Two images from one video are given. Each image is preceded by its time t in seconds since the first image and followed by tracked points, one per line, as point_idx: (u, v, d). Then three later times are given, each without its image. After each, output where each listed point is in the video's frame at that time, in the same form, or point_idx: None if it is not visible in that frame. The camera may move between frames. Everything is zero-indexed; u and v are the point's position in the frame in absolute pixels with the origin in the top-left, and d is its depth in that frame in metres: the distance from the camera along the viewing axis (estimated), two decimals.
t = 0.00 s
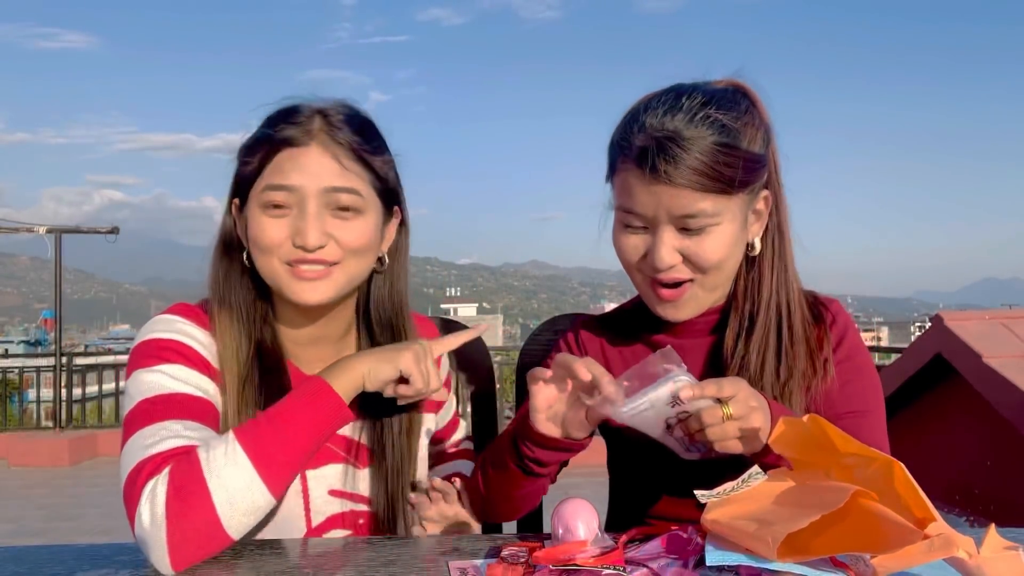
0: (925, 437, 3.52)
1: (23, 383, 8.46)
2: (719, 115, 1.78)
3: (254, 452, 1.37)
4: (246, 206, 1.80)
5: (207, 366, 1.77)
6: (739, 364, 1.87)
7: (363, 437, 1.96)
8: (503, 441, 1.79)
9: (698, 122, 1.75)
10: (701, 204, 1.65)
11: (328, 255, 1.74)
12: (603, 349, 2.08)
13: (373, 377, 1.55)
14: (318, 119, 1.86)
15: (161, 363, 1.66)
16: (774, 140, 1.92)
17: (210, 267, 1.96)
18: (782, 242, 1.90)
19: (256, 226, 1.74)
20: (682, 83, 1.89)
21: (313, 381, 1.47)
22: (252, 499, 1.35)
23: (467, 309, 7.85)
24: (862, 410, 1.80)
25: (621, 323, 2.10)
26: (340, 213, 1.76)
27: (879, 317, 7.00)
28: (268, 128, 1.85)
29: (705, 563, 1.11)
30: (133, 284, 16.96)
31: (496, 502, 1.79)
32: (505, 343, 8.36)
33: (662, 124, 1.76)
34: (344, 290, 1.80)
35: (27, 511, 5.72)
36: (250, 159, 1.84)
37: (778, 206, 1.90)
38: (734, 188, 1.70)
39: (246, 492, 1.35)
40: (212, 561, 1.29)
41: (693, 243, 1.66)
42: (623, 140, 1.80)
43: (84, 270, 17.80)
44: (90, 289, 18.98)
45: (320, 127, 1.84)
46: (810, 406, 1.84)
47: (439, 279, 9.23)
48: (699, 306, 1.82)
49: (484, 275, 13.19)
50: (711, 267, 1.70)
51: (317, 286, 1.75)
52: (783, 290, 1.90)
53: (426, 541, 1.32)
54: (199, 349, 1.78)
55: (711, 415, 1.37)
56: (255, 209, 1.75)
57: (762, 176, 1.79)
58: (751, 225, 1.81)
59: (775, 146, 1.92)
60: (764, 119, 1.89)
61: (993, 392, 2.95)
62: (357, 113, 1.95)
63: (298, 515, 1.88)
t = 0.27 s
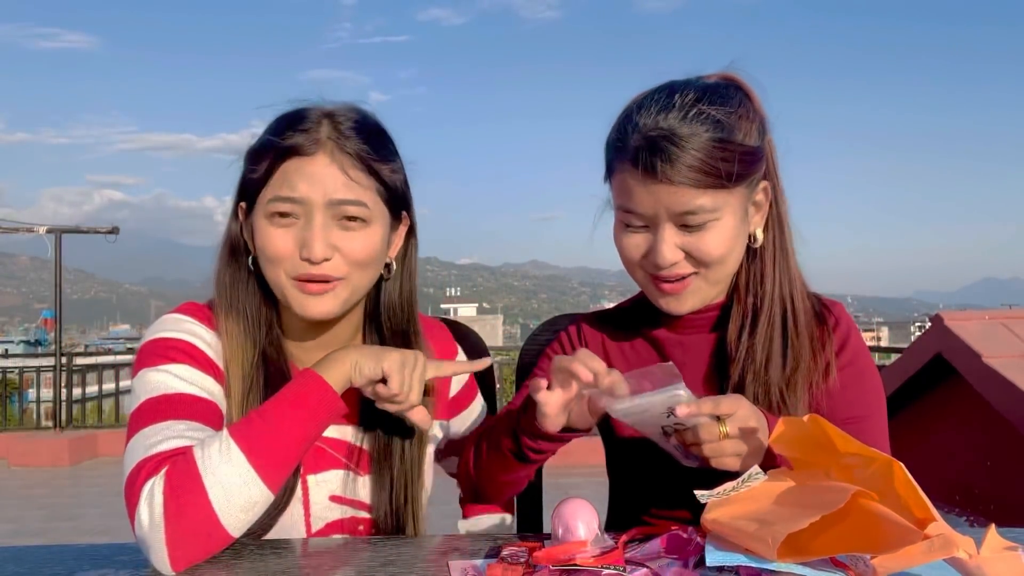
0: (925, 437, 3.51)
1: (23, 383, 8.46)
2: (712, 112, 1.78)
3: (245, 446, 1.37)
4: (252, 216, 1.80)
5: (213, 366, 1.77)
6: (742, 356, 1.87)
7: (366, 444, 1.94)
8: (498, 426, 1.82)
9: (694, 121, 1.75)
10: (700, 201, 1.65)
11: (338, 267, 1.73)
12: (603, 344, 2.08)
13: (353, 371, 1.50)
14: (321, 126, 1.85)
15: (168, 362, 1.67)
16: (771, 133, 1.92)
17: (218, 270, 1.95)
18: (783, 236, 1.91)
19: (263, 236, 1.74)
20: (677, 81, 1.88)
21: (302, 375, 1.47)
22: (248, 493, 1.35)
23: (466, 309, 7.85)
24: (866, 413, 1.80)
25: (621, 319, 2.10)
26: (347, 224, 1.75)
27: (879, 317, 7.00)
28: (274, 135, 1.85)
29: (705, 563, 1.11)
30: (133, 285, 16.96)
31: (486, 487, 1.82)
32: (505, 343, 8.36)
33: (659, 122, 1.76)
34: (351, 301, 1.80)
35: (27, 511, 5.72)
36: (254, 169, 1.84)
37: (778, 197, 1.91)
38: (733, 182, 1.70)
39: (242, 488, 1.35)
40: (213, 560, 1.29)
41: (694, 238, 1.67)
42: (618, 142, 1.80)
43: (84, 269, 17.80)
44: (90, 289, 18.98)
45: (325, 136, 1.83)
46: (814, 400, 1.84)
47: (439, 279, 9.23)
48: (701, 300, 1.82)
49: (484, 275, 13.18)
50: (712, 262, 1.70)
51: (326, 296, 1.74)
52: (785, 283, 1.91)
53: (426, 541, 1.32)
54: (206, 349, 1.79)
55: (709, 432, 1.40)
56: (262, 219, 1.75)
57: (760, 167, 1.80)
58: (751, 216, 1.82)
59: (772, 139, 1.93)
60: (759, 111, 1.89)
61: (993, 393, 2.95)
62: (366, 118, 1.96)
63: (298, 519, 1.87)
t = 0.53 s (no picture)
0: (925, 437, 3.51)
1: (23, 383, 8.46)
2: (705, 112, 1.77)
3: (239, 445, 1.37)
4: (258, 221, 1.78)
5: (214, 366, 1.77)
6: (742, 351, 1.87)
7: (366, 448, 1.94)
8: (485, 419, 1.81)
9: (692, 123, 1.74)
10: (694, 202, 1.65)
11: (344, 276, 1.73)
12: (602, 341, 2.07)
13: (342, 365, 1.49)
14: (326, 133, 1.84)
15: (169, 363, 1.67)
16: (767, 132, 1.93)
17: (216, 274, 1.95)
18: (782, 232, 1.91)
19: (268, 243, 1.73)
20: (670, 81, 1.88)
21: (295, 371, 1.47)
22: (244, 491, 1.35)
23: (466, 310, 7.86)
24: (867, 411, 1.80)
25: (621, 318, 2.10)
26: (355, 232, 1.75)
27: (879, 317, 6.99)
28: (277, 140, 1.85)
29: (705, 563, 1.11)
30: (134, 285, 16.95)
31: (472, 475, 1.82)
32: (505, 343, 8.36)
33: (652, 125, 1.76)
34: (355, 308, 1.80)
35: (27, 511, 5.72)
36: (259, 173, 1.83)
37: (776, 192, 1.92)
38: (726, 181, 1.70)
39: (237, 487, 1.35)
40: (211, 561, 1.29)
41: (692, 239, 1.67)
42: (611, 146, 1.80)
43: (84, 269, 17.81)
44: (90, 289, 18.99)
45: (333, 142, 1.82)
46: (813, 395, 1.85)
47: (439, 279, 9.24)
48: (700, 300, 1.82)
49: (484, 275, 13.18)
50: (710, 261, 1.70)
51: (331, 304, 1.75)
52: (782, 277, 1.90)
53: (426, 542, 1.32)
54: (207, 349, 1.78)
55: (701, 432, 1.39)
56: (265, 226, 1.74)
57: (754, 164, 1.79)
58: (748, 212, 1.82)
59: (767, 135, 1.94)
60: (752, 109, 1.89)
61: (993, 393, 2.95)
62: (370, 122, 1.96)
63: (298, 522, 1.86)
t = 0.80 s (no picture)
0: (925, 436, 3.52)
1: (23, 383, 8.46)
2: (706, 113, 1.76)
3: (224, 438, 1.36)
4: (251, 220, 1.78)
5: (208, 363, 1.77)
6: (741, 349, 1.87)
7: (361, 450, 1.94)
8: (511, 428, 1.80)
9: (694, 125, 1.74)
10: (697, 204, 1.65)
11: (335, 279, 1.73)
12: (601, 341, 2.08)
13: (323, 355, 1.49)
14: (322, 134, 1.83)
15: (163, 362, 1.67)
16: (768, 133, 1.93)
17: (209, 273, 1.94)
18: (783, 231, 1.91)
19: (261, 244, 1.73)
20: (670, 83, 1.87)
21: (274, 365, 1.46)
22: (236, 486, 1.35)
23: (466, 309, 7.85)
24: (867, 409, 1.79)
25: (621, 318, 2.11)
26: (348, 234, 1.74)
27: (879, 317, 6.99)
28: (272, 140, 1.85)
29: (705, 563, 1.11)
30: (133, 285, 16.95)
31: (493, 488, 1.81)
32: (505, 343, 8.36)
33: (653, 127, 1.75)
34: (347, 310, 1.80)
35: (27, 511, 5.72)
36: (254, 173, 1.83)
37: (775, 191, 1.92)
38: (727, 182, 1.70)
39: (227, 481, 1.34)
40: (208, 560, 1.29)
41: (695, 241, 1.66)
42: (612, 149, 1.79)
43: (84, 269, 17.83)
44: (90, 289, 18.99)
45: (328, 144, 1.81)
46: (813, 394, 1.85)
47: (439, 279, 9.24)
48: (704, 300, 1.83)
49: (484, 275, 13.17)
50: (715, 262, 1.70)
51: (323, 306, 1.75)
52: (782, 275, 1.90)
53: (426, 542, 1.32)
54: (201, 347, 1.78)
55: (694, 431, 1.37)
56: (259, 227, 1.74)
57: (756, 164, 1.80)
58: (750, 212, 1.82)
59: (767, 135, 1.93)
60: (752, 109, 1.89)
61: (993, 392, 2.95)
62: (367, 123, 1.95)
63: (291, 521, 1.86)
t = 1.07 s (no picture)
0: (925, 436, 3.52)
1: (23, 383, 8.46)
2: (709, 116, 1.76)
3: (222, 436, 1.36)
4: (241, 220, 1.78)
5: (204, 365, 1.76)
6: (742, 347, 1.87)
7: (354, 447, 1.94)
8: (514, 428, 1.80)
9: (695, 128, 1.74)
10: (701, 207, 1.65)
11: (326, 274, 1.72)
12: (600, 339, 2.08)
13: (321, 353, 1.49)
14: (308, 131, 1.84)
15: (158, 363, 1.67)
16: (768, 133, 1.93)
17: (201, 275, 1.94)
18: (783, 230, 1.91)
19: (250, 242, 1.73)
20: (671, 83, 1.87)
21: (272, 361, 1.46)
22: (236, 483, 1.35)
23: (466, 309, 7.86)
24: (867, 409, 1.78)
25: (621, 318, 2.11)
26: (337, 229, 1.74)
27: (879, 317, 6.99)
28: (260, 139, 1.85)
29: (705, 563, 1.11)
30: (133, 284, 16.95)
31: (499, 486, 1.81)
32: (505, 343, 8.36)
33: (654, 130, 1.75)
34: (339, 307, 1.78)
35: (27, 511, 5.72)
36: (243, 173, 1.83)
37: (775, 190, 1.91)
38: (730, 184, 1.70)
39: (227, 479, 1.34)
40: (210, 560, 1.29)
41: (699, 244, 1.67)
42: (614, 153, 1.79)
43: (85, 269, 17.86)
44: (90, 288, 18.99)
45: (315, 140, 1.82)
46: (812, 393, 1.84)
47: (439, 279, 9.24)
48: (708, 301, 1.83)
49: (484, 275, 13.18)
50: (719, 264, 1.71)
51: (315, 302, 1.73)
52: (783, 275, 1.90)
53: (426, 542, 1.32)
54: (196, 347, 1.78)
55: (696, 429, 1.38)
56: (248, 225, 1.74)
57: (758, 165, 1.80)
58: (752, 212, 1.82)
59: (767, 134, 1.94)
60: (752, 109, 1.89)
61: (993, 392, 2.95)
62: (355, 120, 1.96)
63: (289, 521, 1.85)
